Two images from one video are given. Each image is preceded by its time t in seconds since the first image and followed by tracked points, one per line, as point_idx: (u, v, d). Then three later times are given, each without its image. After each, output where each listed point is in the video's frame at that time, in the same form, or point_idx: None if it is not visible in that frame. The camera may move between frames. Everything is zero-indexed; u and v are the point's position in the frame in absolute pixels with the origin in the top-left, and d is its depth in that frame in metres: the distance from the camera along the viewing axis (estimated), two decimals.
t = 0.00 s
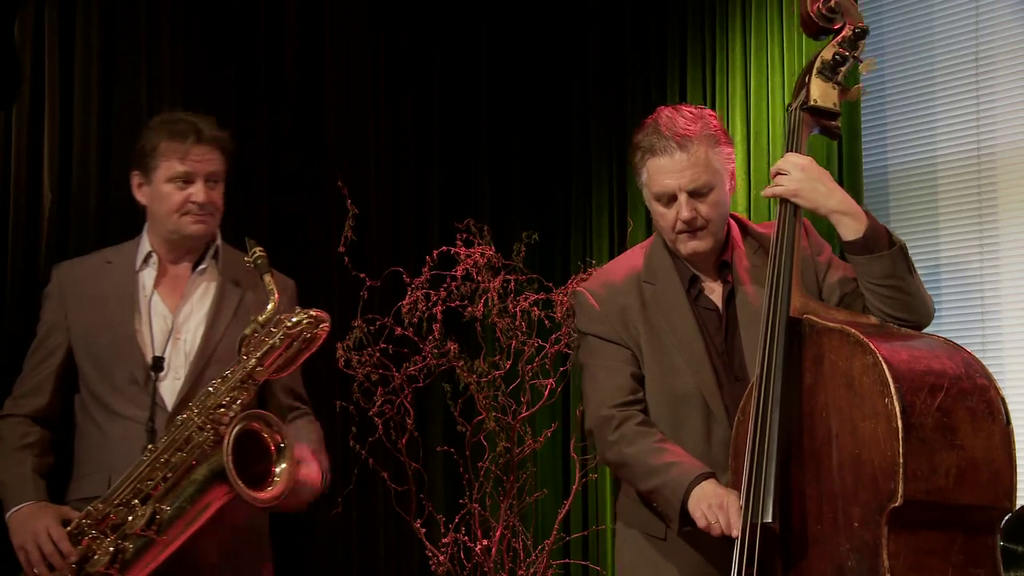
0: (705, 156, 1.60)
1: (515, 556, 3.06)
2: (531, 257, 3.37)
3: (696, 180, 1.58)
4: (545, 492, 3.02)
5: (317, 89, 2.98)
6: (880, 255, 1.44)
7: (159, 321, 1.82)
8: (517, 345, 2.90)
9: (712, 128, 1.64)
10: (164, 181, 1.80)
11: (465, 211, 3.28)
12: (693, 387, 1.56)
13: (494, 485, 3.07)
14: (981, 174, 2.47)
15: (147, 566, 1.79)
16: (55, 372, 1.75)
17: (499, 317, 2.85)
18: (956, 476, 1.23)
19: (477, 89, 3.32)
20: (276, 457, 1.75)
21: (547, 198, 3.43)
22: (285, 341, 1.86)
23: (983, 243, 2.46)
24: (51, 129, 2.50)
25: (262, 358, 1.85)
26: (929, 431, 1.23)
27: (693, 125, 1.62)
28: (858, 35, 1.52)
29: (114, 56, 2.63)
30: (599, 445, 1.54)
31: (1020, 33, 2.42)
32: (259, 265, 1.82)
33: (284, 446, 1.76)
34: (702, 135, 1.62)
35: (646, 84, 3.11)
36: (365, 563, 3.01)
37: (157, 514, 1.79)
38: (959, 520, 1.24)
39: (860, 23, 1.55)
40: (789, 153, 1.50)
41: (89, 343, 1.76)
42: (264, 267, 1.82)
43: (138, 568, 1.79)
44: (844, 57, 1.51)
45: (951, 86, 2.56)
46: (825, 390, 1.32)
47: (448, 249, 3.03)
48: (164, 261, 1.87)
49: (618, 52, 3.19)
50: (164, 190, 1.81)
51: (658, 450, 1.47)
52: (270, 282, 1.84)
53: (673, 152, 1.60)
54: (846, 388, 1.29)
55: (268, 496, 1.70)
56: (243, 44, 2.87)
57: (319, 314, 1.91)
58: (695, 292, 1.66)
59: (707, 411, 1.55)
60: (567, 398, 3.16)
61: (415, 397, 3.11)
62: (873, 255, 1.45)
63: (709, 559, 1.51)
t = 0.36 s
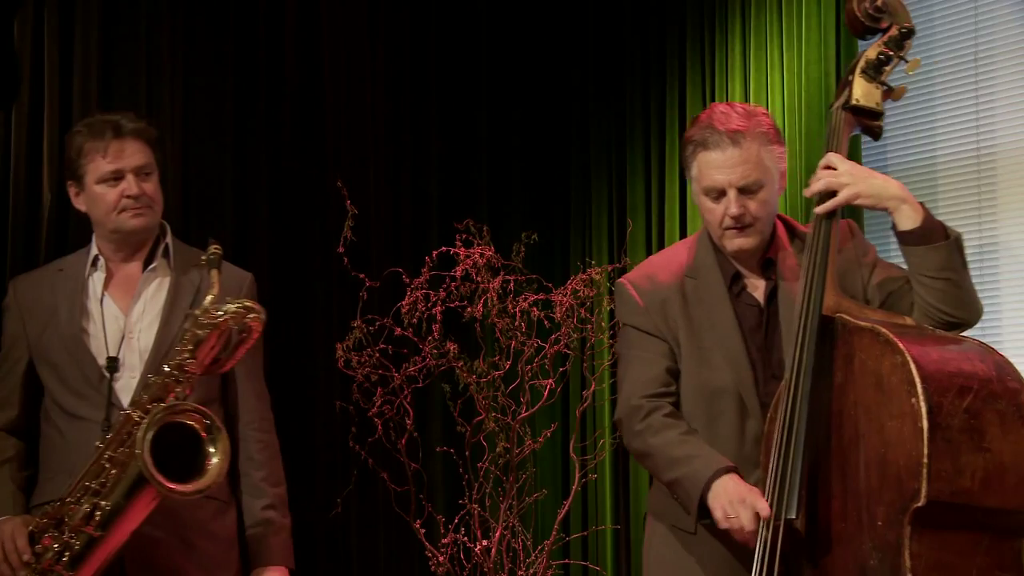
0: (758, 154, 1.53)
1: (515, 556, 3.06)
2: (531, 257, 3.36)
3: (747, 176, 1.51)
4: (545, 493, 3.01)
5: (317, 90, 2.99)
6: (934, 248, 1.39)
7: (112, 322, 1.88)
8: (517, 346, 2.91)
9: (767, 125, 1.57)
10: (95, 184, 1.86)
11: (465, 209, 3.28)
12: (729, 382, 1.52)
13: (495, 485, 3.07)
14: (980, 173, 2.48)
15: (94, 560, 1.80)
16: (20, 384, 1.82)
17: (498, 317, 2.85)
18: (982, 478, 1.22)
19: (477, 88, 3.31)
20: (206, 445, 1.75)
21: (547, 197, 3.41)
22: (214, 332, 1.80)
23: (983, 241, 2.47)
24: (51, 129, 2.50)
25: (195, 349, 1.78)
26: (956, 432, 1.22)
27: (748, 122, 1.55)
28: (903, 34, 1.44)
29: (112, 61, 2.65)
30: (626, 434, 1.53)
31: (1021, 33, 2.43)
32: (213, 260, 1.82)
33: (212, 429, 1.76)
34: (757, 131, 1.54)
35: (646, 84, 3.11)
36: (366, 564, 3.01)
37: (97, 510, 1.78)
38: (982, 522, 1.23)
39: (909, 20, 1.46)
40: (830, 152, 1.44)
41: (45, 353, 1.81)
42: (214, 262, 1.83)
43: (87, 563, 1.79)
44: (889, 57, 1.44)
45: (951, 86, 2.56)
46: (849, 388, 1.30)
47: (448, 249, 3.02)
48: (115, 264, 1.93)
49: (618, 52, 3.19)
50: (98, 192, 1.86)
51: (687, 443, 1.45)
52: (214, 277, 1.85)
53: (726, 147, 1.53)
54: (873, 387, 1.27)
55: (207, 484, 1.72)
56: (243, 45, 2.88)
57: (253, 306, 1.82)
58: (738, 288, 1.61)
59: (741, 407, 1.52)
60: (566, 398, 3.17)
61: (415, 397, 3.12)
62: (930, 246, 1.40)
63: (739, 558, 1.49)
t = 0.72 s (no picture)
0: (820, 151, 1.45)
1: (512, 556, 3.07)
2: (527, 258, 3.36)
3: (809, 173, 1.44)
4: (542, 492, 3.06)
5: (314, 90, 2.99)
6: (978, 275, 1.35)
7: (68, 327, 1.82)
8: (513, 346, 2.89)
9: (831, 122, 1.51)
10: (34, 195, 1.80)
11: (461, 210, 3.29)
12: (777, 379, 1.45)
13: (492, 485, 3.07)
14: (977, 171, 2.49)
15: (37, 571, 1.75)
16: None
17: (495, 318, 2.85)
18: None
19: (473, 90, 3.32)
20: (130, 440, 1.64)
21: (544, 197, 3.41)
22: (134, 333, 1.73)
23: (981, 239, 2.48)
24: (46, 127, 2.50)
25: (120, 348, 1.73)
26: (1010, 439, 1.15)
27: (812, 119, 1.48)
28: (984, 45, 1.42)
29: (108, 60, 2.64)
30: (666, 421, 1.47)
31: (1018, 34, 2.45)
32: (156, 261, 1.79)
33: (132, 434, 1.64)
34: (821, 129, 1.47)
35: (643, 86, 3.12)
36: (364, 565, 3.01)
37: (30, 518, 1.72)
38: None
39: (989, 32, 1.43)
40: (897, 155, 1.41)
41: (5, 360, 1.80)
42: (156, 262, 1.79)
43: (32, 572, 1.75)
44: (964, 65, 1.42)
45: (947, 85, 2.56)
46: (902, 387, 1.25)
47: (444, 251, 3.03)
48: (70, 270, 1.86)
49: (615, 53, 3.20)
50: (38, 203, 1.80)
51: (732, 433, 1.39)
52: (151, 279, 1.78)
53: (788, 143, 1.46)
54: (926, 387, 1.22)
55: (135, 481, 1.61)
56: (240, 44, 2.87)
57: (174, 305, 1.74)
58: (789, 287, 1.53)
59: (787, 403, 1.45)
60: (563, 399, 3.18)
61: (412, 398, 3.12)
62: (974, 274, 1.35)
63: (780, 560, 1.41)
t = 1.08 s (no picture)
0: (839, 151, 1.43)
1: (480, 556, 3.06)
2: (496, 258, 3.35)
3: (827, 172, 1.42)
4: (511, 493, 3.01)
5: (283, 89, 2.98)
6: (990, 274, 1.30)
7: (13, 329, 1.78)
8: (483, 346, 2.88)
9: (848, 123, 1.48)
10: None
11: (430, 210, 3.29)
12: (781, 377, 1.42)
13: (460, 485, 3.06)
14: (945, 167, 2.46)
15: None
16: None
17: (465, 317, 2.85)
18: None
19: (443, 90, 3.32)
20: (61, 441, 1.59)
21: (514, 196, 3.40)
22: (60, 332, 1.67)
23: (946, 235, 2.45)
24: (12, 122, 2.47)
25: (46, 350, 1.67)
26: (1001, 443, 1.12)
27: (830, 119, 1.45)
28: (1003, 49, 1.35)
29: (74, 55, 2.61)
30: (667, 411, 1.45)
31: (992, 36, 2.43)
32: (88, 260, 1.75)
33: (61, 430, 1.59)
34: (839, 129, 1.44)
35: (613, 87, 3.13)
36: (331, 564, 2.99)
37: None
38: None
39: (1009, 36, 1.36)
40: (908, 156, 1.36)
41: None
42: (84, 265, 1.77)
43: None
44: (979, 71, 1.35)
45: (916, 80, 2.54)
46: (901, 390, 1.21)
47: (413, 250, 3.02)
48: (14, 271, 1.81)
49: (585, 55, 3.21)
50: None
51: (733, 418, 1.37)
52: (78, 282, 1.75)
53: (807, 142, 1.43)
54: (923, 390, 1.18)
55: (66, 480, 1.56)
56: (209, 43, 2.86)
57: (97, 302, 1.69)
58: (796, 287, 1.50)
59: (789, 402, 1.42)
60: (533, 399, 3.18)
61: (381, 398, 3.11)
62: (985, 272, 1.31)
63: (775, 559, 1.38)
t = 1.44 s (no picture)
0: (828, 154, 1.45)
1: (447, 556, 3.06)
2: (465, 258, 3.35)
3: (819, 176, 1.44)
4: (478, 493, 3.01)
5: (252, 89, 2.97)
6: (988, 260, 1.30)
7: None
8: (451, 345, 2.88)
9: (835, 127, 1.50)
10: None
11: (399, 210, 3.28)
12: (764, 375, 1.43)
13: (427, 485, 3.05)
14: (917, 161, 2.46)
15: None
16: None
17: (433, 318, 2.85)
18: (993, 489, 1.16)
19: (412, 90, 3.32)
20: (20, 450, 1.53)
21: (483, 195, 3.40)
22: (20, 341, 1.63)
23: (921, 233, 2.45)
24: None
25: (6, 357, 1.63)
26: (972, 442, 1.16)
27: (819, 121, 1.47)
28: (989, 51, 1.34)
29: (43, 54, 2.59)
30: (641, 394, 1.45)
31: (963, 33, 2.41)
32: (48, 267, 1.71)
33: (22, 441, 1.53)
34: (829, 131, 1.47)
35: (582, 88, 3.14)
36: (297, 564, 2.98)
37: None
38: (992, 532, 1.18)
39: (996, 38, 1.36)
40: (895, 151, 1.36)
41: None
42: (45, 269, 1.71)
43: None
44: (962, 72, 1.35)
45: (882, 81, 2.56)
46: (876, 390, 1.24)
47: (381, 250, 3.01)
48: None
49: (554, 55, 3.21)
50: None
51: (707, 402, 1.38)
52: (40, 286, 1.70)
53: (797, 144, 1.45)
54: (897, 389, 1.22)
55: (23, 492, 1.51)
56: (176, 42, 2.84)
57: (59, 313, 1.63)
58: (780, 289, 1.52)
59: (771, 403, 1.43)
60: (500, 398, 3.19)
61: (348, 397, 3.10)
62: (983, 257, 1.31)
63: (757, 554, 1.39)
